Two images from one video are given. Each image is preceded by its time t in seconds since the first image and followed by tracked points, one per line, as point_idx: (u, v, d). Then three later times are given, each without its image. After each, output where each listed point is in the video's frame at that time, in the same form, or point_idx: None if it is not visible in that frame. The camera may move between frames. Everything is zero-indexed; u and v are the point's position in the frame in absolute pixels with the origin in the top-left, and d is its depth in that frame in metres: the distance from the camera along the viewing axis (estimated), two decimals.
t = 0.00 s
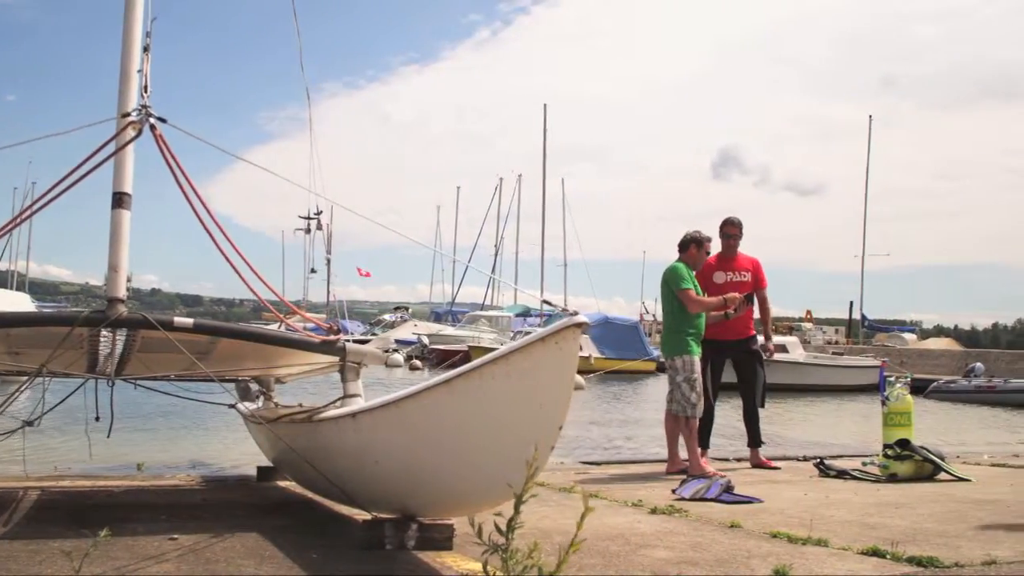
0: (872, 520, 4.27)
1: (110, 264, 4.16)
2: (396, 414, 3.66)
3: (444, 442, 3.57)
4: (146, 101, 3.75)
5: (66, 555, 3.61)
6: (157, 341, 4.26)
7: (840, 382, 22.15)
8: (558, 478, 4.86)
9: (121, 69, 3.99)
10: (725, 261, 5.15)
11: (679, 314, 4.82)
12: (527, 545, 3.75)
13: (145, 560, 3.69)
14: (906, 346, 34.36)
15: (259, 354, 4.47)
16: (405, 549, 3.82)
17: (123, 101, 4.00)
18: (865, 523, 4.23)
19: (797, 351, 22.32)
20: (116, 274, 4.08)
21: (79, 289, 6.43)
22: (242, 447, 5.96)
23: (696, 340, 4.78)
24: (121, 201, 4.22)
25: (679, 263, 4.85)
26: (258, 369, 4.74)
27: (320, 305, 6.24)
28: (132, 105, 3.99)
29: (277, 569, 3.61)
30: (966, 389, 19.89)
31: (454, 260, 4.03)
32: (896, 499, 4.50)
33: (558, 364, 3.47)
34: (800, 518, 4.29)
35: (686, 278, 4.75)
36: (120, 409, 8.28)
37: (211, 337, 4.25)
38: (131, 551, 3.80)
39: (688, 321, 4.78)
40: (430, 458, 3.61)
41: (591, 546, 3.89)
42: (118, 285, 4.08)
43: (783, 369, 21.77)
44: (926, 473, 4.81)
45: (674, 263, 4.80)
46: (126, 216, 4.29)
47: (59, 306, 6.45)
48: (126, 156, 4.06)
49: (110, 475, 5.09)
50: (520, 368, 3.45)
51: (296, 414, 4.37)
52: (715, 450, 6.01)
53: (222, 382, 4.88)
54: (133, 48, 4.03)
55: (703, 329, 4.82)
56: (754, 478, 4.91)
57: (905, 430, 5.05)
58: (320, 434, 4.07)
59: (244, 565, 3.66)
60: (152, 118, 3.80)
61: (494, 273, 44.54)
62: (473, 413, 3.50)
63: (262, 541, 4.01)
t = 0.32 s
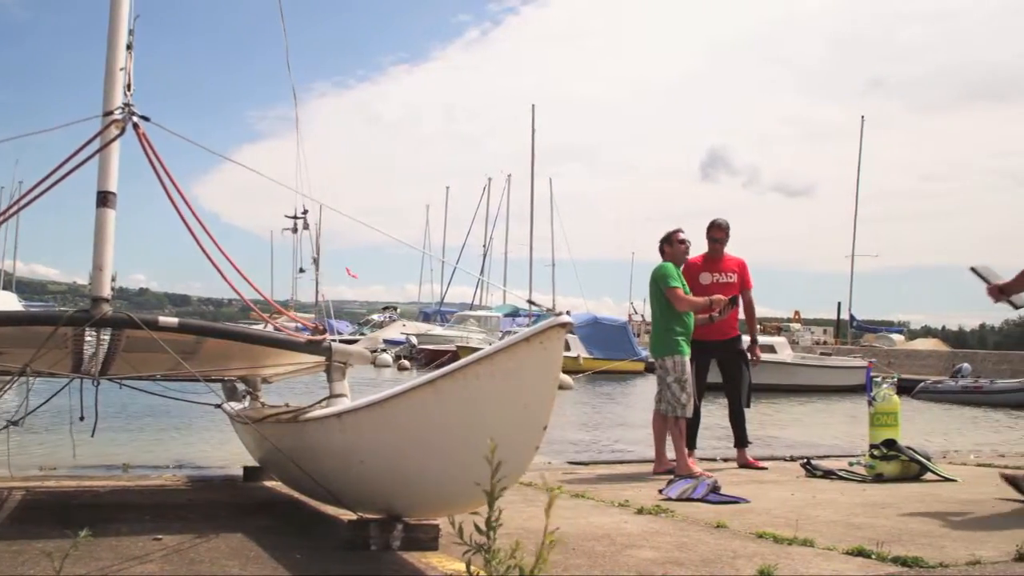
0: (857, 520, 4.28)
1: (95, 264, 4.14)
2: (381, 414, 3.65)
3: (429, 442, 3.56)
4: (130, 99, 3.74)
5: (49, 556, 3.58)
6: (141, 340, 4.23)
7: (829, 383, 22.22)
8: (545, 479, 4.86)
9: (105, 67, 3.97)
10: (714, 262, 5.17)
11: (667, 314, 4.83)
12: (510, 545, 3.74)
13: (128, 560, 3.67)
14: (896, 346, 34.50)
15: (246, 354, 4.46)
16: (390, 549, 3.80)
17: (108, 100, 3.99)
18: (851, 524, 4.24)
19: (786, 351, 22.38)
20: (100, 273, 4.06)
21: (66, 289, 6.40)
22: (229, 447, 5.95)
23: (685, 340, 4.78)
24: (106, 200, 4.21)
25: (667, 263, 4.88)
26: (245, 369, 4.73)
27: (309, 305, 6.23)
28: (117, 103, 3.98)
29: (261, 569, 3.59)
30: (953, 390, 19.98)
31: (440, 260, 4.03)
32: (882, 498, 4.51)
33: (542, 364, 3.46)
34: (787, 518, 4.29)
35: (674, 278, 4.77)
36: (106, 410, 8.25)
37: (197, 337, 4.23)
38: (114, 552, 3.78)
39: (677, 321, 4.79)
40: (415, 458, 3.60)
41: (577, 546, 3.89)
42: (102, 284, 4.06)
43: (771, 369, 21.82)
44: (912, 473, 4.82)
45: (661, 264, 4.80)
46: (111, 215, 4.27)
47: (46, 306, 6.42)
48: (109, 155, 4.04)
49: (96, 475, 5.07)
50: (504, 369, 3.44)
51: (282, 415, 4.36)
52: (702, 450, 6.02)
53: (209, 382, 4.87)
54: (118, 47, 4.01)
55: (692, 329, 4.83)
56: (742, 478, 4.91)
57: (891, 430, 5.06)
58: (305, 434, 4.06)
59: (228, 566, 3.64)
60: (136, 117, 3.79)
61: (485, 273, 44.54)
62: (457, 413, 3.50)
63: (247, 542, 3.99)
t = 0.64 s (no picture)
0: (844, 520, 4.28)
1: (80, 263, 4.11)
2: (366, 414, 3.64)
3: (414, 443, 3.55)
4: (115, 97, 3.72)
5: (32, 558, 3.56)
6: (126, 340, 4.21)
7: (819, 383, 22.28)
8: (533, 479, 4.85)
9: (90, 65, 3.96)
10: (701, 262, 5.17)
11: (655, 315, 4.84)
12: (495, 546, 3.73)
13: (112, 561, 3.65)
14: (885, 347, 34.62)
15: (232, 353, 4.44)
16: (375, 550, 3.79)
17: (93, 98, 3.97)
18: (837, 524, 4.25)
19: (775, 351, 22.45)
20: (85, 272, 4.04)
21: (53, 288, 6.37)
22: (216, 447, 5.93)
23: (675, 340, 4.78)
24: (91, 199, 4.18)
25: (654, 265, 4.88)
26: (232, 369, 4.71)
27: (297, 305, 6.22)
28: (101, 101, 3.96)
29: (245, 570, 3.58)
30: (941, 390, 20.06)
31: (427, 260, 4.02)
32: (868, 498, 4.52)
33: (527, 364, 3.46)
34: (773, 518, 4.30)
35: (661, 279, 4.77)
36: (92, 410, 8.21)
37: (182, 337, 4.21)
38: (98, 553, 3.75)
39: (666, 321, 4.79)
40: (400, 459, 3.59)
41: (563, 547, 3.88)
42: (87, 283, 4.03)
43: (760, 369, 21.87)
44: (899, 473, 4.83)
45: (648, 263, 4.78)
46: (96, 215, 4.25)
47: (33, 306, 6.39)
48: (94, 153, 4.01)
49: (81, 475, 5.05)
50: (489, 369, 3.44)
51: (268, 415, 4.35)
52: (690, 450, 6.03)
53: (195, 382, 4.85)
54: (103, 45, 3.99)
55: (680, 329, 4.83)
56: (729, 478, 4.92)
57: (878, 430, 5.07)
58: (291, 434, 4.04)
59: (213, 567, 3.63)
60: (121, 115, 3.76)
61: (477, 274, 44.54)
62: (442, 413, 3.49)
63: (233, 542, 3.98)
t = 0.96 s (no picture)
0: (831, 520, 4.29)
1: (66, 263, 4.09)
2: (353, 415, 3.63)
3: (400, 443, 3.55)
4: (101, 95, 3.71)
5: (16, 558, 3.54)
6: (112, 340, 4.19)
7: (808, 383, 22.35)
8: (521, 480, 4.85)
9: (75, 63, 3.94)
10: (692, 263, 5.18)
11: (644, 315, 4.84)
12: (482, 546, 3.73)
13: (97, 561, 3.64)
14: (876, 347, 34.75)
15: (221, 353, 4.43)
16: (362, 551, 3.79)
17: (79, 95, 3.95)
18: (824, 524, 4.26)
19: (764, 351, 22.52)
20: (71, 271, 4.01)
21: (41, 288, 6.34)
22: (204, 447, 5.92)
23: (665, 340, 4.79)
24: (77, 198, 4.16)
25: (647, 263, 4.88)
26: (219, 369, 4.70)
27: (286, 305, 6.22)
28: (87, 98, 3.94)
29: (231, 570, 3.57)
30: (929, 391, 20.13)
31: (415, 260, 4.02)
32: (856, 499, 4.53)
33: (513, 366, 3.45)
34: (760, 519, 4.30)
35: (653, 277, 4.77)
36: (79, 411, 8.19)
37: (169, 336, 4.19)
38: (84, 554, 3.73)
39: (657, 321, 4.80)
40: (387, 460, 3.59)
41: (550, 547, 3.88)
42: (73, 283, 4.01)
43: (749, 369, 21.95)
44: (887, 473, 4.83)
45: (636, 264, 4.79)
46: (82, 214, 4.22)
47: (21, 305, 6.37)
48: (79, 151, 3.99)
49: (68, 475, 5.03)
50: (475, 369, 3.43)
51: (255, 415, 4.34)
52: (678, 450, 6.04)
53: (183, 382, 4.83)
54: (89, 43, 3.98)
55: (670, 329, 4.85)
56: (717, 478, 4.93)
57: (866, 430, 5.07)
58: (278, 435, 4.04)
59: (199, 567, 3.62)
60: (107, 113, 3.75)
61: (470, 274, 44.54)
62: (428, 413, 3.49)
63: (219, 543, 3.97)
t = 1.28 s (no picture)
0: (820, 520, 4.30)
1: (53, 262, 4.07)
2: (341, 415, 3.62)
3: (389, 443, 3.54)
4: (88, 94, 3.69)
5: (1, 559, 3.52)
6: (101, 339, 4.17)
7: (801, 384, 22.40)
8: (511, 480, 4.85)
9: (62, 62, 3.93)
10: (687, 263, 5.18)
11: (643, 316, 4.82)
12: (470, 547, 3.72)
13: (84, 562, 3.62)
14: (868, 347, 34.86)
15: (210, 353, 4.42)
16: (350, 551, 3.77)
17: (67, 94, 3.94)
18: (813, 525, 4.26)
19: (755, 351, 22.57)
20: (59, 271, 3.99)
21: (30, 288, 6.32)
22: (194, 448, 5.91)
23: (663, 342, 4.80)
24: (65, 197, 4.14)
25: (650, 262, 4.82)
26: (209, 369, 4.69)
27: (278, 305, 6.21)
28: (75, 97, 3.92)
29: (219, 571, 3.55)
30: (920, 391, 20.21)
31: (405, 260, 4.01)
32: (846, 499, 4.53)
33: (502, 366, 3.44)
34: (750, 519, 4.30)
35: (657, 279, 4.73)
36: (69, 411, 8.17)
37: (158, 336, 4.17)
38: (71, 555, 3.72)
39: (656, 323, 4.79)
40: (375, 460, 3.58)
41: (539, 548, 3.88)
42: (61, 282, 3.98)
43: (742, 369, 22.00)
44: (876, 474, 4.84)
45: (642, 264, 4.75)
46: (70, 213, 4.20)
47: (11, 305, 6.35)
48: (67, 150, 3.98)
49: (56, 476, 5.01)
50: (463, 369, 3.43)
51: (244, 415, 4.33)
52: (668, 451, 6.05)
53: (172, 382, 4.82)
54: (78, 41, 3.97)
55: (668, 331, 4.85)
56: (707, 478, 4.93)
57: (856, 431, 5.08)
58: (267, 434, 4.02)
59: (186, 568, 3.60)
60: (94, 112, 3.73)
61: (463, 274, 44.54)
62: (417, 413, 3.48)
63: (207, 543, 3.95)
